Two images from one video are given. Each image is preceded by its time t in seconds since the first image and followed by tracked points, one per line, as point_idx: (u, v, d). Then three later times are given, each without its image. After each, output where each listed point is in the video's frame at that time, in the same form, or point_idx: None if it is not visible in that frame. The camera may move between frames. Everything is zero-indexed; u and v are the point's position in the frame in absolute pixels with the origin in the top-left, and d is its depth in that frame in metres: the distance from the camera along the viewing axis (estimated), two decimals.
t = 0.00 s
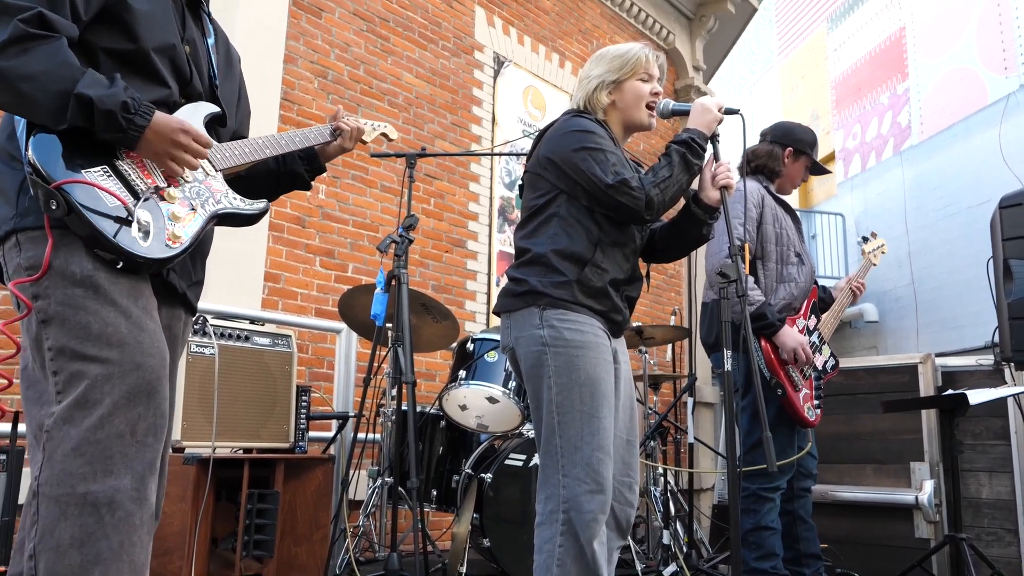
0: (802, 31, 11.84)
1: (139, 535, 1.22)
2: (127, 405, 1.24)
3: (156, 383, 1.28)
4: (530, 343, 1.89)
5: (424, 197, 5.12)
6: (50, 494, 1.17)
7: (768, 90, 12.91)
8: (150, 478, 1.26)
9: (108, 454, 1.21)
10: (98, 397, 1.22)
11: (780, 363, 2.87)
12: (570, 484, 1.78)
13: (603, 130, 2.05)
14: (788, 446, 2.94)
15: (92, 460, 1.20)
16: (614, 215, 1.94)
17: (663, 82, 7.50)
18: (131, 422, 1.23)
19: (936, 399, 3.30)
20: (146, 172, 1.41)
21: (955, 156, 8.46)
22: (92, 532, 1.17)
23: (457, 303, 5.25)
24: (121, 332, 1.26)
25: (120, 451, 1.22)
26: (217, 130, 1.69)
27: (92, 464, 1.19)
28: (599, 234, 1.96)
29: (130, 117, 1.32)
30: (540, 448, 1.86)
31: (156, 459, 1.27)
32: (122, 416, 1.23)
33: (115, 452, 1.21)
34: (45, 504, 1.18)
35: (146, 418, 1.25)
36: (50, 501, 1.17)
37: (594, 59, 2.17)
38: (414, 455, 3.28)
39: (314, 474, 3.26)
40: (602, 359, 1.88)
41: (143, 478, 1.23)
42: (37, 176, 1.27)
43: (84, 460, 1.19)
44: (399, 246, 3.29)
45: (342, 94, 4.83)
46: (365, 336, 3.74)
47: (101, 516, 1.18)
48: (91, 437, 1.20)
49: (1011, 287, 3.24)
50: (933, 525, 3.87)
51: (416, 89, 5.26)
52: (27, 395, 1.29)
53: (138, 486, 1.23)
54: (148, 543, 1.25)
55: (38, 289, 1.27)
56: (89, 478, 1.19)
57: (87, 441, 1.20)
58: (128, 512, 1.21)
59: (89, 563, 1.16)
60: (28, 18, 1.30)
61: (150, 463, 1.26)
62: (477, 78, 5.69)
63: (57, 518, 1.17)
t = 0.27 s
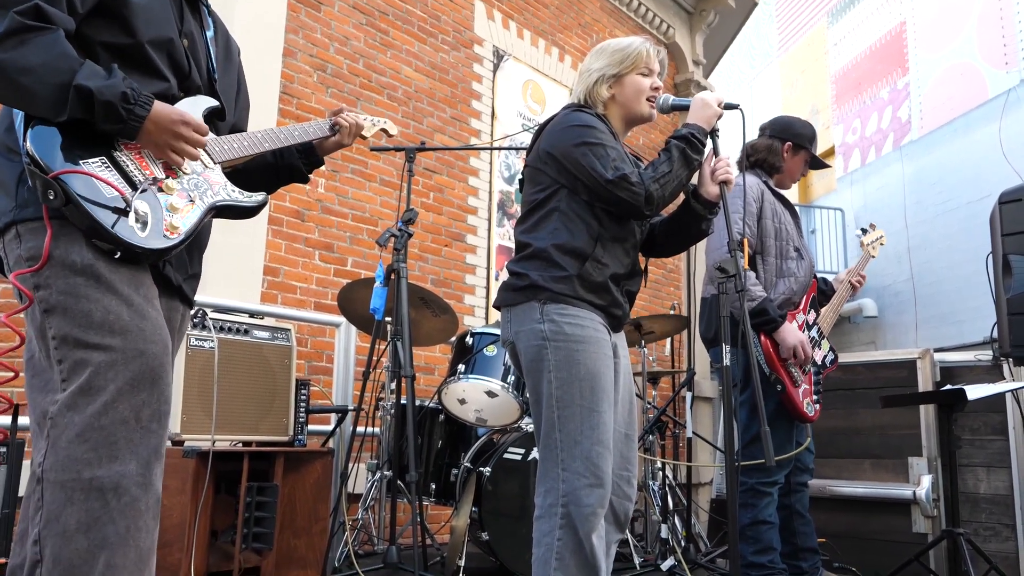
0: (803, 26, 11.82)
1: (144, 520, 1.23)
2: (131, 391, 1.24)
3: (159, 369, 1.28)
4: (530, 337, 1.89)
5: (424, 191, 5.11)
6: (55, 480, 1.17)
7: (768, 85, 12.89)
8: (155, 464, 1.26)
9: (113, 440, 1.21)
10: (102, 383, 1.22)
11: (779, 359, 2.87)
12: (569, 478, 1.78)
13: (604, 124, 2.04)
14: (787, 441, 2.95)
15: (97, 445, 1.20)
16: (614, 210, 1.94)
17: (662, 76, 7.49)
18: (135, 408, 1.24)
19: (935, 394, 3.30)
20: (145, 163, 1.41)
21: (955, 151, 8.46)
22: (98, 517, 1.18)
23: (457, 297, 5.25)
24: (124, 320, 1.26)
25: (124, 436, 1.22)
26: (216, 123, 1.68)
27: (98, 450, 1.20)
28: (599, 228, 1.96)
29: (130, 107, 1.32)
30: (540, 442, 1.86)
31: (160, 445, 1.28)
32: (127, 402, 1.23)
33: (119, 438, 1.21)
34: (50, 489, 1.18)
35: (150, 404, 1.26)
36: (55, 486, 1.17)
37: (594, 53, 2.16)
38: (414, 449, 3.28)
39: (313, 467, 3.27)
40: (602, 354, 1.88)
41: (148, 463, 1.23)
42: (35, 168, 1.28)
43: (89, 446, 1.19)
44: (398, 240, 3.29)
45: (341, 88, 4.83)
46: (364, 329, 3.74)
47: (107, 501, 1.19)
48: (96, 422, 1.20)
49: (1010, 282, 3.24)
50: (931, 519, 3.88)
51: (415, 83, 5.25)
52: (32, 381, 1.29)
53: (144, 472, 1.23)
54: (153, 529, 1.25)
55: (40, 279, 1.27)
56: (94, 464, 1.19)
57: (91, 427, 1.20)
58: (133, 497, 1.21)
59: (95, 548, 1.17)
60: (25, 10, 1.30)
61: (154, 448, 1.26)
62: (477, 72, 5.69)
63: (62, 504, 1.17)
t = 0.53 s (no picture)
0: (803, 26, 11.82)
1: (130, 531, 1.23)
2: (116, 403, 1.24)
3: (145, 380, 1.28)
4: (528, 338, 1.89)
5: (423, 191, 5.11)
6: (41, 493, 1.18)
7: (769, 85, 12.89)
8: (140, 475, 1.26)
9: (98, 453, 1.21)
10: (87, 395, 1.22)
11: (778, 359, 2.87)
12: (567, 478, 1.78)
13: (602, 126, 2.04)
14: (786, 441, 2.95)
15: (82, 457, 1.20)
16: (613, 211, 1.94)
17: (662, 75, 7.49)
18: (120, 420, 1.24)
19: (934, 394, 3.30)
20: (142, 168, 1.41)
21: (955, 151, 8.46)
22: (83, 529, 1.18)
23: (456, 296, 5.25)
24: (111, 330, 1.25)
25: (109, 449, 1.22)
26: (215, 123, 1.69)
27: (83, 462, 1.20)
28: (598, 229, 1.96)
29: (125, 111, 1.32)
30: (538, 442, 1.86)
31: (145, 456, 1.28)
32: (111, 415, 1.23)
33: (104, 450, 1.21)
34: (37, 502, 1.18)
35: (135, 416, 1.26)
36: (41, 499, 1.18)
37: (594, 54, 2.16)
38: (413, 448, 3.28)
39: (312, 467, 3.27)
40: (599, 354, 1.88)
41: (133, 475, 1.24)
42: (33, 170, 1.28)
43: (74, 458, 1.19)
44: (398, 240, 3.28)
45: (341, 88, 4.83)
46: (364, 329, 3.75)
47: (91, 513, 1.19)
48: (80, 435, 1.20)
49: (1009, 283, 3.24)
50: (929, 520, 3.89)
51: (415, 83, 5.25)
52: (16, 389, 1.30)
53: (129, 484, 1.24)
54: (140, 539, 1.26)
55: (30, 284, 1.26)
56: (79, 476, 1.19)
57: (76, 439, 1.20)
58: (118, 509, 1.21)
59: (80, 560, 1.17)
60: (28, 13, 1.30)
61: (140, 460, 1.26)
62: (477, 72, 5.68)
63: (47, 517, 1.17)
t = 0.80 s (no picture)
0: (801, 28, 11.83)
1: (136, 527, 1.23)
2: (121, 397, 1.24)
3: (149, 374, 1.28)
4: (526, 340, 1.89)
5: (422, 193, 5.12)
6: (46, 488, 1.18)
7: (767, 87, 12.90)
8: (146, 470, 1.26)
9: (103, 446, 1.21)
10: (92, 390, 1.22)
11: (775, 362, 2.88)
12: (566, 481, 1.79)
13: (600, 129, 2.05)
14: (782, 443, 2.95)
15: (87, 452, 1.20)
16: (610, 214, 1.94)
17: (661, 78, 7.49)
18: (125, 414, 1.24)
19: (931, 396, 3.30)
20: (139, 167, 1.41)
21: (952, 153, 8.47)
22: (88, 524, 1.18)
23: (455, 298, 5.25)
24: (114, 325, 1.26)
25: (115, 443, 1.22)
26: (212, 126, 1.69)
27: (88, 457, 1.20)
28: (595, 232, 1.96)
29: (122, 115, 1.32)
30: (537, 445, 1.86)
31: (152, 451, 1.28)
32: (116, 408, 1.23)
33: (109, 445, 1.22)
34: (42, 496, 1.18)
35: (140, 410, 1.26)
36: (46, 494, 1.18)
37: (591, 57, 2.17)
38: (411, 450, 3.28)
39: (310, 469, 3.26)
40: (597, 357, 1.88)
41: (139, 469, 1.24)
42: (30, 170, 1.28)
43: (80, 453, 1.20)
44: (396, 243, 3.28)
45: (340, 90, 4.83)
46: (362, 331, 3.75)
47: (97, 508, 1.19)
48: (86, 429, 1.20)
49: (1006, 286, 3.25)
50: (927, 522, 3.89)
51: (414, 85, 5.25)
52: (22, 387, 1.30)
53: (135, 478, 1.24)
54: (145, 535, 1.26)
55: (30, 284, 1.27)
56: (84, 470, 1.20)
57: (81, 433, 1.20)
58: (124, 504, 1.21)
59: (85, 555, 1.17)
60: (20, 14, 1.30)
61: (146, 454, 1.26)
62: (476, 74, 5.69)
63: (53, 511, 1.17)
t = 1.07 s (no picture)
0: (797, 32, 11.86)
1: (136, 526, 1.23)
2: (120, 397, 1.24)
3: (148, 374, 1.29)
4: (522, 345, 1.90)
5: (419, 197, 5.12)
6: (46, 487, 1.18)
7: (764, 91, 12.93)
8: (146, 469, 1.27)
9: (103, 446, 1.22)
10: (92, 389, 1.22)
11: (770, 365, 2.89)
12: (561, 484, 1.79)
13: (595, 133, 2.05)
14: (777, 447, 2.95)
15: (88, 451, 1.20)
16: (606, 218, 1.95)
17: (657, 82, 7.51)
18: (125, 413, 1.24)
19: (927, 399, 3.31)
20: (135, 169, 1.42)
21: (949, 157, 8.49)
22: (89, 523, 1.18)
23: (451, 302, 5.26)
24: (113, 325, 1.26)
25: (115, 442, 1.23)
26: (206, 129, 1.69)
27: (88, 456, 1.20)
28: (591, 235, 1.97)
29: (120, 110, 1.33)
30: (532, 449, 1.86)
31: (152, 450, 1.28)
32: (116, 408, 1.24)
33: (109, 444, 1.22)
34: (41, 496, 1.18)
35: (140, 409, 1.26)
36: (46, 494, 1.18)
37: (587, 61, 2.17)
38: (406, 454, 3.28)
39: (307, 473, 3.24)
40: (593, 360, 1.89)
41: (139, 469, 1.24)
42: (25, 172, 1.27)
43: (80, 452, 1.20)
44: (393, 246, 3.28)
45: (337, 94, 4.83)
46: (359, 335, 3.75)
47: (98, 507, 1.19)
48: (86, 429, 1.21)
49: (1001, 289, 3.26)
50: (923, 525, 3.90)
51: (411, 89, 5.26)
52: (21, 389, 1.30)
53: (135, 478, 1.24)
54: (145, 535, 1.26)
55: (28, 285, 1.27)
56: (85, 470, 1.20)
57: (81, 432, 1.20)
58: (125, 503, 1.22)
59: (86, 555, 1.17)
60: (14, 18, 1.30)
61: (146, 453, 1.27)
62: (472, 78, 5.70)
63: (53, 510, 1.17)
